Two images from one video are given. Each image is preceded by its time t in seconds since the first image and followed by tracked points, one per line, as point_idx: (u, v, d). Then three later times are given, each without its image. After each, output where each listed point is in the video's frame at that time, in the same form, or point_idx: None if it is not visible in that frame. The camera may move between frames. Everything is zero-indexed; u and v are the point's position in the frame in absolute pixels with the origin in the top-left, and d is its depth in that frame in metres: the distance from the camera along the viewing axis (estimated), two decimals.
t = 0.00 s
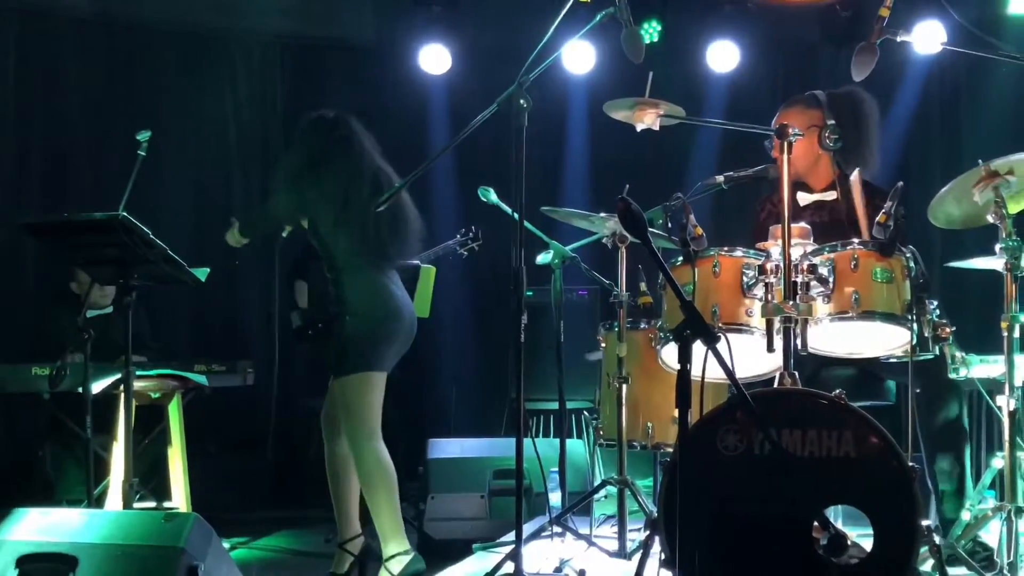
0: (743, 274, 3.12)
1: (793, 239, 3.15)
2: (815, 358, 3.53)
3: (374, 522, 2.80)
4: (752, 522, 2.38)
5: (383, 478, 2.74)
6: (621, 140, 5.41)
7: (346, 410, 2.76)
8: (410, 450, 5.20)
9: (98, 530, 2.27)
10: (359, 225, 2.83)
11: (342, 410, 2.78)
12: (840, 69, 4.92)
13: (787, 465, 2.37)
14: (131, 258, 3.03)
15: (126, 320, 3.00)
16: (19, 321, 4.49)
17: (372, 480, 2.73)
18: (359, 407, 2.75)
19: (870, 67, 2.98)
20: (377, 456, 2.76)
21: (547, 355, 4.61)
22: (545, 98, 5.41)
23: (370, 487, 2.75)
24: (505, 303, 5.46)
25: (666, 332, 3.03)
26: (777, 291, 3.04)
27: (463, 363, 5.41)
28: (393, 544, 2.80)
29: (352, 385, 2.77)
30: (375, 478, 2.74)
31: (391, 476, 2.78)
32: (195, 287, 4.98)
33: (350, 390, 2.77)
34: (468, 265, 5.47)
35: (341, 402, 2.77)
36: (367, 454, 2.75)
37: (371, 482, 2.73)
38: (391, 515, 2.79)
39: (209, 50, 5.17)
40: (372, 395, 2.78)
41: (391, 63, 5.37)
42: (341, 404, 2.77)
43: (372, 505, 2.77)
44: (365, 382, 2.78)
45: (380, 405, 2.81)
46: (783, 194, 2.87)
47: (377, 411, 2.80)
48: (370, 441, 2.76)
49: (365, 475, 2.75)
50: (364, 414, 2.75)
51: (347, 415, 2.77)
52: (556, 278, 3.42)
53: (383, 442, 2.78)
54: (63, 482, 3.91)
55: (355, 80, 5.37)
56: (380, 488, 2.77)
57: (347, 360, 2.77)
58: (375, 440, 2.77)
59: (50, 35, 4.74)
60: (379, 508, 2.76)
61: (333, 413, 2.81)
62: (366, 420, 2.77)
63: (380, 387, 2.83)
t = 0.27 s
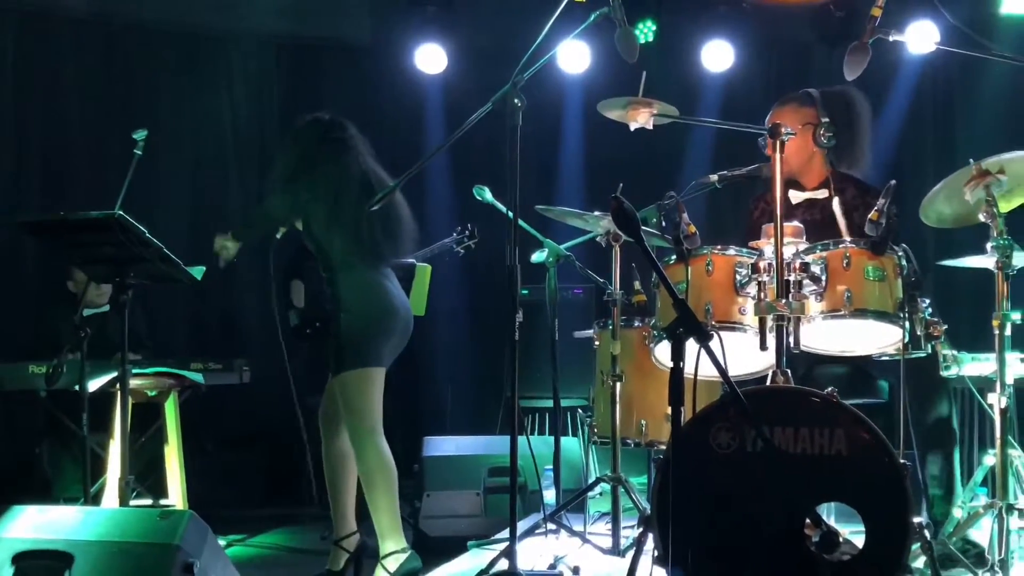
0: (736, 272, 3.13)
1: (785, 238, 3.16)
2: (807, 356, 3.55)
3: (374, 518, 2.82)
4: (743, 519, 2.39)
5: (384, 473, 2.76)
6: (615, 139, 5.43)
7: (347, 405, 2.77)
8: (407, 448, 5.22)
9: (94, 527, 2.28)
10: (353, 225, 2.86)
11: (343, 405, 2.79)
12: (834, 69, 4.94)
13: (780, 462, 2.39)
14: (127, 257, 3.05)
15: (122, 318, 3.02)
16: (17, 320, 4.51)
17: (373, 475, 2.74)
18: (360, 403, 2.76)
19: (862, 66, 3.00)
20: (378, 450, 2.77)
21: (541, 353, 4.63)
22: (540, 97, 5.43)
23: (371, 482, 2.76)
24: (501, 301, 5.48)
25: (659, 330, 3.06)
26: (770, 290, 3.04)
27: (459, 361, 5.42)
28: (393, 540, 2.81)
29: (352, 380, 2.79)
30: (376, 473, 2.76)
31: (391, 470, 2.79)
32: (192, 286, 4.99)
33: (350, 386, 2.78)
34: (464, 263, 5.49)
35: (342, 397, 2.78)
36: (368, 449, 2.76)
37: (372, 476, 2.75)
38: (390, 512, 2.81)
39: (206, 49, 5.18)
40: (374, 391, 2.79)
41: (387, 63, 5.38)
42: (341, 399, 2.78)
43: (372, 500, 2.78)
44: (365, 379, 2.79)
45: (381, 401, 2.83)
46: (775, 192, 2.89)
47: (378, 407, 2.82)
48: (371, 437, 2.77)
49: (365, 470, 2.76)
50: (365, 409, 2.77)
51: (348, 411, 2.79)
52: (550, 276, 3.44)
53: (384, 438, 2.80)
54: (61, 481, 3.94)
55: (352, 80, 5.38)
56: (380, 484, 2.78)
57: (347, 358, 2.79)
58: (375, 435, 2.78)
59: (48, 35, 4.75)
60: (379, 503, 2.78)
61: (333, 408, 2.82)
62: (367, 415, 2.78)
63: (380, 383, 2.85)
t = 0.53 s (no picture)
0: (731, 272, 3.15)
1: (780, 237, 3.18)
2: (802, 355, 3.57)
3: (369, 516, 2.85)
4: (737, 516, 2.42)
5: (378, 472, 2.79)
6: (612, 140, 5.44)
7: (342, 405, 2.80)
8: (404, 447, 5.24)
9: (93, 526, 2.29)
10: (353, 227, 2.87)
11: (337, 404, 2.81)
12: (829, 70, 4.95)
13: (774, 460, 2.41)
14: (125, 256, 3.07)
15: (120, 316, 3.04)
16: (15, 319, 4.52)
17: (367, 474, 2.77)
18: (354, 402, 2.79)
19: (855, 68, 3.02)
20: (372, 450, 2.80)
21: (537, 353, 4.64)
22: (536, 97, 5.44)
23: (365, 481, 2.79)
24: (498, 300, 5.50)
25: (654, 329, 3.08)
26: (765, 289, 3.07)
27: (456, 361, 5.44)
28: (388, 538, 2.85)
29: (347, 380, 2.80)
30: (370, 473, 2.78)
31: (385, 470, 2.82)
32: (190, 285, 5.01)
33: (346, 385, 2.80)
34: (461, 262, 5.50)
35: (336, 397, 2.80)
36: (361, 449, 2.79)
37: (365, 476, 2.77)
38: (385, 510, 2.84)
39: (205, 50, 5.20)
40: (369, 390, 2.82)
41: (385, 63, 5.40)
42: (337, 399, 2.80)
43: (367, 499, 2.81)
44: (362, 379, 2.82)
45: (375, 401, 2.85)
46: (770, 193, 2.90)
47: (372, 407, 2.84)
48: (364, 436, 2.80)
49: (359, 470, 2.79)
50: (359, 409, 2.79)
51: (344, 410, 2.81)
52: (547, 276, 3.45)
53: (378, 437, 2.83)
54: (60, 479, 3.95)
55: (349, 80, 5.40)
56: (374, 483, 2.81)
57: (344, 358, 2.81)
58: (369, 434, 2.81)
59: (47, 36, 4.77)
60: (373, 502, 2.81)
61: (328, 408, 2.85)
62: (362, 415, 2.81)
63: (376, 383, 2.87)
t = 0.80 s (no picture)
0: (728, 271, 3.17)
1: (777, 237, 3.20)
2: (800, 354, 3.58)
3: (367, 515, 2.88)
4: (734, 516, 2.43)
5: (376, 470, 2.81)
6: (610, 140, 5.45)
7: (340, 404, 2.82)
8: (403, 445, 5.25)
9: (94, 524, 2.31)
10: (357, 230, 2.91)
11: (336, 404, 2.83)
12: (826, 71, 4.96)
13: (770, 459, 2.42)
14: (126, 255, 3.09)
15: (121, 315, 3.06)
16: (16, 318, 4.54)
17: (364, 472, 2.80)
18: (352, 402, 2.82)
19: (852, 69, 3.03)
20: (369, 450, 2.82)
21: (535, 352, 4.66)
22: (535, 97, 5.45)
23: (362, 479, 2.81)
24: (496, 299, 5.51)
25: (651, 329, 3.09)
26: (762, 289, 3.10)
27: (454, 360, 5.45)
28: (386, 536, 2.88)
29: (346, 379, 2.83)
30: (367, 471, 2.80)
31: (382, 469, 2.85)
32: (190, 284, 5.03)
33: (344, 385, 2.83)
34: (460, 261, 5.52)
35: (335, 396, 2.83)
36: (360, 448, 2.81)
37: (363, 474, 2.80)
38: (383, 509, 2.87)
39: (205, 50, 5.21)
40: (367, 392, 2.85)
41: (384, 63, 5.41)
42: (336, 399, 2.83)
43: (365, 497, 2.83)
44: (360, 378, 2.85)
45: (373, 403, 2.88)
46: (768, 194, 2.92)
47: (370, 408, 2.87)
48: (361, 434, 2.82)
49: (359, 469, 2.81)
50: (358, 409, 2.82)
51: (342, 411, 2.83)
52: (545, 275, 3.47)
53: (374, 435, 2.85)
54: (61, 476, 4.00)
55: (349, 80, 5.42)
56: (374, 483, 2.83)
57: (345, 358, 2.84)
58: (367, 434, 2.84)
59: (47, 36, 4.78)
60: (372, 500, 2.83)
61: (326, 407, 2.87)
62: (360, 415, 2.83)
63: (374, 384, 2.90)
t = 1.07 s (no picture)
0: (721, 271, 3.19)
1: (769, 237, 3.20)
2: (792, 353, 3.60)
3: (359, 516, 2.94)
4: (726, 514, 2.45)
5: (362, 475, 2.87)
6: (605, 140, 5.47)
7: (326, 410, 2.85)
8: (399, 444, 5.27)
9: (90, 523, 2.33)
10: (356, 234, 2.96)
11: (324, 409, 2.85)
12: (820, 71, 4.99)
13: (763, 457, 2.44)
14: (122, 255, 3.10)
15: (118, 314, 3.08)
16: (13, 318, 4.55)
17: (353, 478, 2.86)
18: (343, 407, 2.86)
19: (845, 70, 3.06)
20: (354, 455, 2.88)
21: (530, 351, 4.68)
22: (530, 98, 5.48)
23: (355, 481, 2.87)
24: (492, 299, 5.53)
25: (645, 328, 3.11)
26: (754, 288, 3.10)
27: (450, 359, 5.47)
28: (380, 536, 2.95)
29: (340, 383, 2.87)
30: (356, 475, 2.86)
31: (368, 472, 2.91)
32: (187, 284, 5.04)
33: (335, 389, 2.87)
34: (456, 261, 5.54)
35: (326, 400, 2.86)
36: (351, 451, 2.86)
37: (351, 479, 2.85)
38: (374, 510, 2.94)
39: (201, 50, 5.22)
40: (357, 396, 2.89)
41: (380, 64, 5.43)
42: (325, 404, 2.86)
43: (356, 500, 2.89)
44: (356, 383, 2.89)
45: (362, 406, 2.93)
46: (760, 193, 2.94)
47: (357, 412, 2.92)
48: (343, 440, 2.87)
49: (351, 472, 2.86)
50: (345, 415, 2.86)
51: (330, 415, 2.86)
52: (540, 275, 3.49)
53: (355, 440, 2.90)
54: (58, 476, 4.02)
55: (345, 81, 5.44)
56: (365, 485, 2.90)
57: (342, 363, 2.87)
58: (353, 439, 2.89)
59: (44, 37, 4.79)
60: (362, 503, 2.90)
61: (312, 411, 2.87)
62: (347, 419, 2.88)
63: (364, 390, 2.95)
